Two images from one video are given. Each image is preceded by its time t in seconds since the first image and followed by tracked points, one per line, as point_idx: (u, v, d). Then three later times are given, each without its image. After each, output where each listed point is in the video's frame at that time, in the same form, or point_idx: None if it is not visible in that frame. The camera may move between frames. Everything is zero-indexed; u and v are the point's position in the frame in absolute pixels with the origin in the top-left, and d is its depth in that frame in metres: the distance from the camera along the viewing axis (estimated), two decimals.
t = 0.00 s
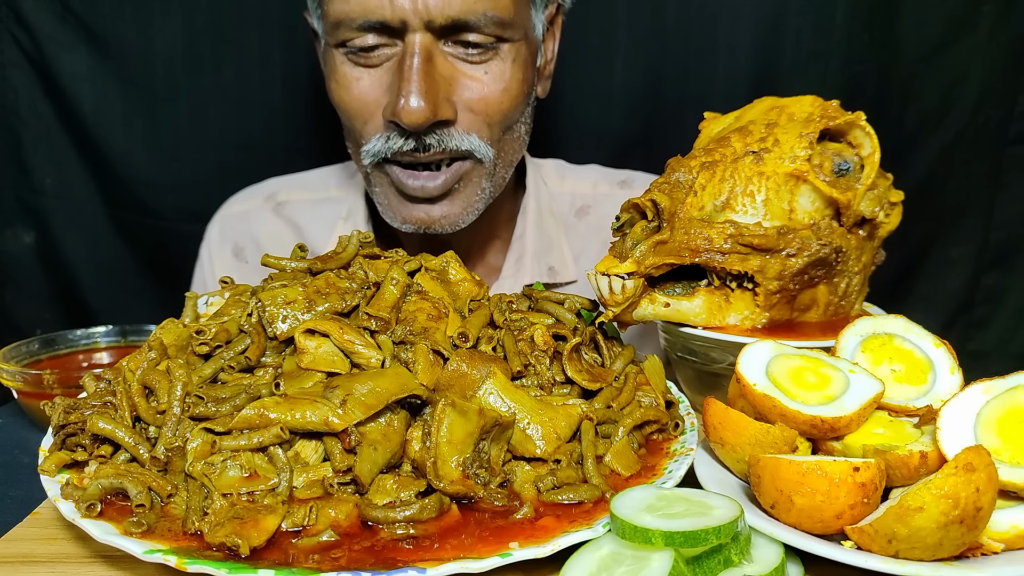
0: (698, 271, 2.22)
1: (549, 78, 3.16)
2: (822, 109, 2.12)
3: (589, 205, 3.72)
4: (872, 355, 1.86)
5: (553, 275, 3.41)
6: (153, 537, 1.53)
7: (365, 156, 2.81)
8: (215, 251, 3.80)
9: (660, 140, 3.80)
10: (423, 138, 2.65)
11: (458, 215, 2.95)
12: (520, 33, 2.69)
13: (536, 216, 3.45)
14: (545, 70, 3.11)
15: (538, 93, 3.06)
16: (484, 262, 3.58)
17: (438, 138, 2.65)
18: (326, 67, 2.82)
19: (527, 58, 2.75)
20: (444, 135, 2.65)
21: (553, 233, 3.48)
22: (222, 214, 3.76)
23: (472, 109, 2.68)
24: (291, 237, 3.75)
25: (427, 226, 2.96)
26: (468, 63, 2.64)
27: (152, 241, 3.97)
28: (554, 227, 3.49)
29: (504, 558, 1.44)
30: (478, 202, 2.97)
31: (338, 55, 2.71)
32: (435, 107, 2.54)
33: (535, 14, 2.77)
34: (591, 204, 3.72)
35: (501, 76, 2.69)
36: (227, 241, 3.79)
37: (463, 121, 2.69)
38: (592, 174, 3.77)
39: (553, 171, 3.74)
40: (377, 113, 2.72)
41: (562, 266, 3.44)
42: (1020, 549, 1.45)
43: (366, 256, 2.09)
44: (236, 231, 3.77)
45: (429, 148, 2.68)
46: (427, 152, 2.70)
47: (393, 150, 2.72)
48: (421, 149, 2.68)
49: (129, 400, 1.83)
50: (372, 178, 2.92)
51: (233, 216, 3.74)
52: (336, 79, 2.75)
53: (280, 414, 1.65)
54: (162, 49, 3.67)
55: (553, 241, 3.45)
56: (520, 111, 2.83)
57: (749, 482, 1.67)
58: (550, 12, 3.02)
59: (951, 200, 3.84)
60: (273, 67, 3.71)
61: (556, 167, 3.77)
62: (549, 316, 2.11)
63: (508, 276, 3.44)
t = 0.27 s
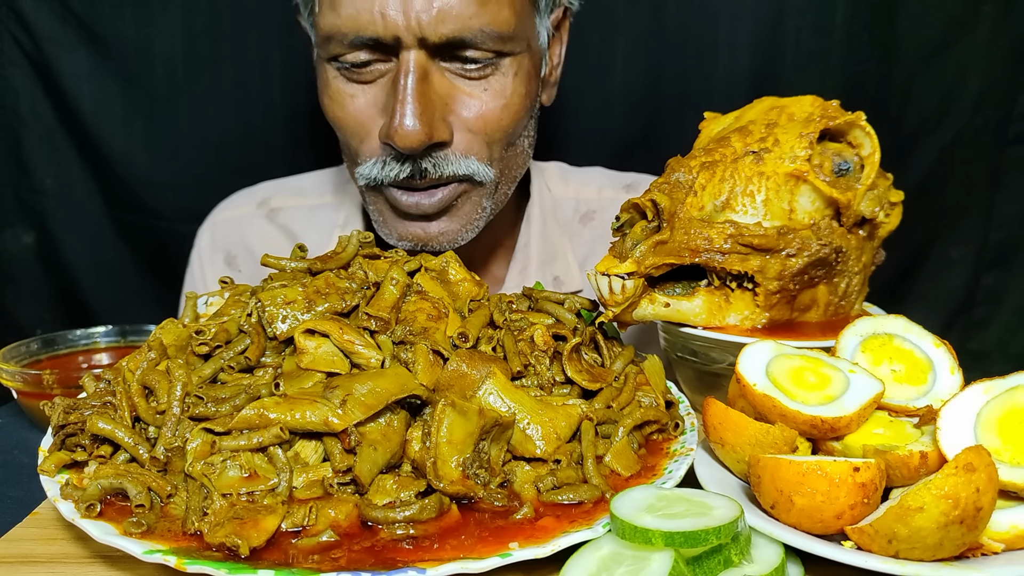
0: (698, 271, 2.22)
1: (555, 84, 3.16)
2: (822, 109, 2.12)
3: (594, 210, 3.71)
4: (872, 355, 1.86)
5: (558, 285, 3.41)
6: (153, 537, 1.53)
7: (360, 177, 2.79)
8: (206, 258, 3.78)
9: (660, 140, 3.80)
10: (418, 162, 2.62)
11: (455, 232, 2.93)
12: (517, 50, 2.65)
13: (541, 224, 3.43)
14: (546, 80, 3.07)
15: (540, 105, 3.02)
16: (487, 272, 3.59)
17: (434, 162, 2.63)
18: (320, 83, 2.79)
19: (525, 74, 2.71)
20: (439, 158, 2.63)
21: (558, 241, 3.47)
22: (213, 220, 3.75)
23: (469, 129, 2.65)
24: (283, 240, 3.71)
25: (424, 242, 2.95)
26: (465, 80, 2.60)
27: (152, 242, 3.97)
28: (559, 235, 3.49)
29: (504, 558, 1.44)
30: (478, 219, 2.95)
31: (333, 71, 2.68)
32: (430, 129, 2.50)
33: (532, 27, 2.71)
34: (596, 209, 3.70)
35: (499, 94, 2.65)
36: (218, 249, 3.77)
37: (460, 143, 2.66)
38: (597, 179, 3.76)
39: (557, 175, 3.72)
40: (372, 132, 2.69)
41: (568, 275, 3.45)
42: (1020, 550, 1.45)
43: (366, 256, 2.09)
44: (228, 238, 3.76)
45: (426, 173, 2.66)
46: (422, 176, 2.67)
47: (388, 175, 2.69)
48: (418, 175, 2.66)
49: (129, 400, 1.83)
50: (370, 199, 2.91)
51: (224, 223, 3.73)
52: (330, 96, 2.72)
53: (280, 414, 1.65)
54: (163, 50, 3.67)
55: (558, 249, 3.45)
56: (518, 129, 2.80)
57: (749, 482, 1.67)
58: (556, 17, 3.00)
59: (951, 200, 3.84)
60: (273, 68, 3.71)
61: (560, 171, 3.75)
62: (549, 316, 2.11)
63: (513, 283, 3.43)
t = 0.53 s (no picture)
0: (698, 271, 2.22)
1: (549, 84, 3.15)
2: (822, 109, 2.12)
3: (592, 209, 3.70)
4: (872, 355, 1.86)
5: (557, 284, 3.40)
6: (153, 537, 1.53)
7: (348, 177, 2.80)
8: (205, 259, 3.78)
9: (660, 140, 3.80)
10: (403, 161, 2.61)
11: (443, 232, 2.90)
12: (502, 49, 2.64)
13: (539, 223, 3.43)
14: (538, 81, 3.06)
15: (531, 106, 3.00)
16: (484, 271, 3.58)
17: (418, 161, 2.62)
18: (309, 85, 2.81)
19: (511, 73, 2.70)
20: (424, 157, 2.62)
21: (556, 240, 3.47)
22: (212, 221, 3.75)
23: (455, 129, 2.64)
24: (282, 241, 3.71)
25: (412, 241, 2.92)
26: (449, 79, 2.59)
27: (151, 242, 3.97)
28: (557, 235, 3.48)
29: (504, 558, 1.44)
30: (468, 219, 2.92)
31: (320, 73, 2.69)
32: (413, 129, 2.49)
33: (518, 25, 2.70)
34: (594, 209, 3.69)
35: (484, 93, 2.64)
36: (218, 251, 3.77)
37: (446, 142, 2.65)
38: (595, 179, 3.77)
39: (554, 175, 3.75)
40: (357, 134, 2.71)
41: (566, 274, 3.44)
42: (1020, 549, 1.45)
43: (366, 256, 2.09)
44: (227, 239, 3.75)
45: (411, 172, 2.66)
46: (408, 175, 2.67)
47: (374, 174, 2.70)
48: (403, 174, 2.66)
49: (129, 400, 1.83)
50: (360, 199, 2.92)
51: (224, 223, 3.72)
52: (319, 98, 2.74)
53: (280, 414, 1.65)
54: (162, 49, 3.67)
55: (556, 249, 3.45)
56: (506, 129, 2.78)
57: (749, 482, 1.67)
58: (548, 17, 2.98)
59: (951, 200, 3.84)
60: (273, 68, 3.70)
61: (557, 170, 3.78)
62: (549, 316, 2.11)
63: (511, 283, 3.43)
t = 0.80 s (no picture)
0: (698, 271, 2.22)
1: (538, 73, 3.16)
2: (822, 109, 2.12)
3: (586, 200, 3.73)
4: (872, 355, 1.86)
5: (550, 272, 3.42)
6: (153, 537, 1.53)
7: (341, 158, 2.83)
8: (211, 254, 3.79)
9: (660, 139, 3.80)
10: (391, 138, 2.64)
11: (435, 213, 2.91)
12: (486, 33, 2.66)
13: (532, 212, 3.46)
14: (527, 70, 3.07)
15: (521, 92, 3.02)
16: (478, 259, 3.57)
17: (407, 139, 2.64)
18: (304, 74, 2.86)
19: (497, 57, 2.72)
20: (412, 135, 2.65)
21: (550, 229, 3.49)
22: (218, 216, 3.76)
23: (442, 110, 2.66)
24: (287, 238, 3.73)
25: (405, 224, 2.93)
26: (435, 63, 2.62)
27: (151, 241, 3.97)
28: (551, 224, 3.50)
29: (504, 558, 1.44)
30: (458, 201, 2.93)
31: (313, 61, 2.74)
32: (400, 109, 2.53)
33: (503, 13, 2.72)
34: (588, 200, 3.73)
35: (470, 76, 2.67)
36: (223, 244, 3.79)
37: (433, 121, 2.67)
38: (588, 171, 3.79)
39: (549, 168, 3.75)
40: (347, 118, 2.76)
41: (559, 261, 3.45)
42: (1019, 549, 1.45)
43: (366, 256, 2.10)
44: (232, 234, 3.77)
45: (400, 150, 2.68)
46: (397, 153, 2.69)
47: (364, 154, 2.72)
48: (392, 152, 2.68)
49: (129, 400, 1.83)
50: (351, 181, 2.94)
51: (228, 219, 3.73)
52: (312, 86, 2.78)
53: (280, 414, 1.65)
54: (162, 49, 3.67)
55: (550, 236, 3.46)
56: (493, 111, 2.80)
57: (749, 482, 1.67)
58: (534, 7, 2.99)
59: (951, 200, 3.84)
60: (273, 67, 3.71)
61: (552, 164, 3.79)
62: (549, 316, 2.11)
63: (505, 272, 3.44)
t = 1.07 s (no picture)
0: (698, 271, 2.23)
1: (530, 66, 3.16)
2: (822, 109, 2.13)
3: (582, 196, 3.73)
4: (872, 355, 1.86)
5: (546, 264, 3.37)
6: (153, 537, 1.53)
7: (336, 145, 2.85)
8: (216, 252, 3.79)
9: (660, 138, 3.80)
10: (382, 121, 2.64)
11: (427, 198, 2.90)
12: (475, 22, 2.67)
13: (528, 206, 3.44)
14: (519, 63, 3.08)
15: (512, 83, 3.01)
16: (478, 253, 3.58)
17: (397, 123, 2.65)
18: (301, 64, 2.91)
19: (486, 45, 2.72)
20: (404, 119, 2.65)
21: (545, 223, 3.47)
22: (224, 215, 3.77)
23: (432, 96, 2.67)
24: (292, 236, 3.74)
25: (398, 209, 2.92)
26: (425, 51, 2.63)
27: (152, 241, 3.97)
28: (547, 218, 3.49)
29: (504, 558, 1.44)
30: (451, 187, 2.93)
31: (308, 50, 2.78)
32: (390, 94, 2.55)
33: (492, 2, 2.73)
34: (584, 196, 3.73)
35: (459, 63, 2.67)
36: (228, 242, 3.78)
37: (423, 107, 2.68)
38: (584, 168, 3.80)
39: (546, 165, 3.77)
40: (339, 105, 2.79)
41: (555, 255, 3.42)
42: (1019, 549, 1.45)
43: (366, 256, 2.10)
44: (238, 231, 3.77)
45: (391, 135, 2.68)
46: (388, 138, 2.70)
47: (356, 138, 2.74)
48: (383, 137, 2.69)
49: (129, 400, 1.83)
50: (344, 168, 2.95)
51: (234, 217, 3.75)
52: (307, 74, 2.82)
53: (280, 414, 1.65)
54: (162, 49, 3.67)
55: (545, 230, 3.44)
56: (483, 98, 2.80)
57: (749, 482, 1.68)
58: None
59: (951, 200, 3.84)
60: (273, 67, 3.71)
61: (548, 162, 3.79)
62: (549, 315, 2.12)
63: (501, 265, 3.37)
